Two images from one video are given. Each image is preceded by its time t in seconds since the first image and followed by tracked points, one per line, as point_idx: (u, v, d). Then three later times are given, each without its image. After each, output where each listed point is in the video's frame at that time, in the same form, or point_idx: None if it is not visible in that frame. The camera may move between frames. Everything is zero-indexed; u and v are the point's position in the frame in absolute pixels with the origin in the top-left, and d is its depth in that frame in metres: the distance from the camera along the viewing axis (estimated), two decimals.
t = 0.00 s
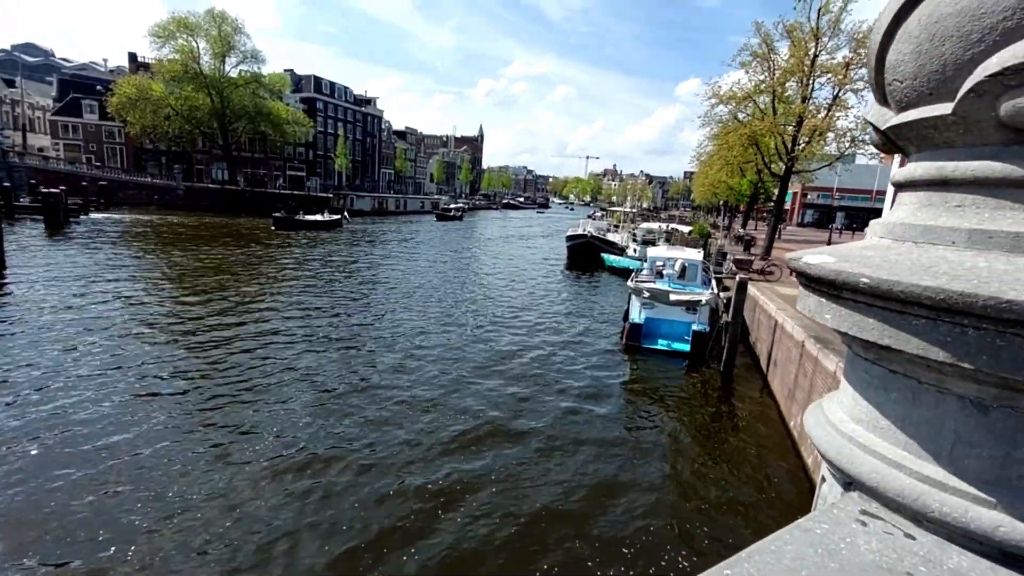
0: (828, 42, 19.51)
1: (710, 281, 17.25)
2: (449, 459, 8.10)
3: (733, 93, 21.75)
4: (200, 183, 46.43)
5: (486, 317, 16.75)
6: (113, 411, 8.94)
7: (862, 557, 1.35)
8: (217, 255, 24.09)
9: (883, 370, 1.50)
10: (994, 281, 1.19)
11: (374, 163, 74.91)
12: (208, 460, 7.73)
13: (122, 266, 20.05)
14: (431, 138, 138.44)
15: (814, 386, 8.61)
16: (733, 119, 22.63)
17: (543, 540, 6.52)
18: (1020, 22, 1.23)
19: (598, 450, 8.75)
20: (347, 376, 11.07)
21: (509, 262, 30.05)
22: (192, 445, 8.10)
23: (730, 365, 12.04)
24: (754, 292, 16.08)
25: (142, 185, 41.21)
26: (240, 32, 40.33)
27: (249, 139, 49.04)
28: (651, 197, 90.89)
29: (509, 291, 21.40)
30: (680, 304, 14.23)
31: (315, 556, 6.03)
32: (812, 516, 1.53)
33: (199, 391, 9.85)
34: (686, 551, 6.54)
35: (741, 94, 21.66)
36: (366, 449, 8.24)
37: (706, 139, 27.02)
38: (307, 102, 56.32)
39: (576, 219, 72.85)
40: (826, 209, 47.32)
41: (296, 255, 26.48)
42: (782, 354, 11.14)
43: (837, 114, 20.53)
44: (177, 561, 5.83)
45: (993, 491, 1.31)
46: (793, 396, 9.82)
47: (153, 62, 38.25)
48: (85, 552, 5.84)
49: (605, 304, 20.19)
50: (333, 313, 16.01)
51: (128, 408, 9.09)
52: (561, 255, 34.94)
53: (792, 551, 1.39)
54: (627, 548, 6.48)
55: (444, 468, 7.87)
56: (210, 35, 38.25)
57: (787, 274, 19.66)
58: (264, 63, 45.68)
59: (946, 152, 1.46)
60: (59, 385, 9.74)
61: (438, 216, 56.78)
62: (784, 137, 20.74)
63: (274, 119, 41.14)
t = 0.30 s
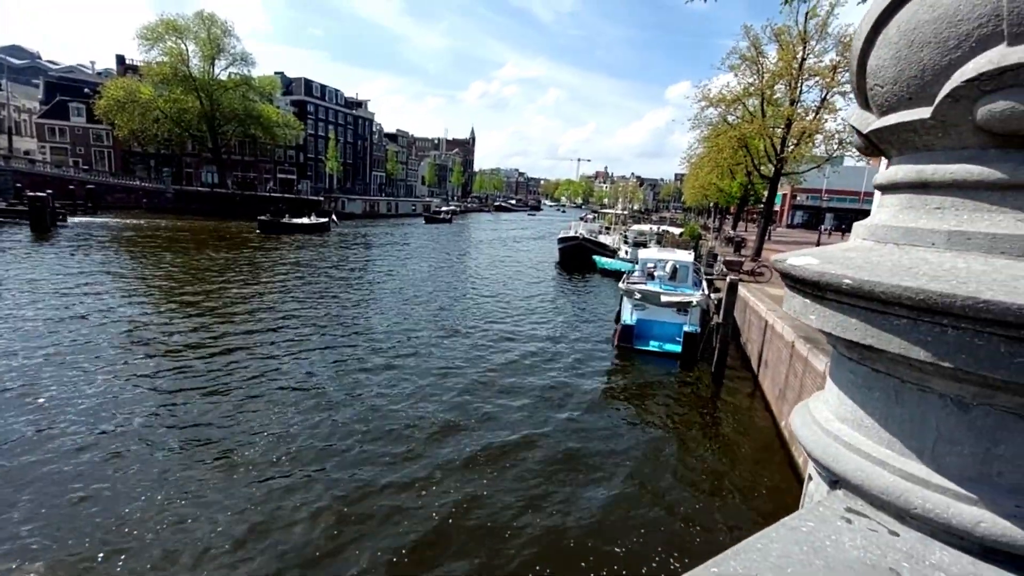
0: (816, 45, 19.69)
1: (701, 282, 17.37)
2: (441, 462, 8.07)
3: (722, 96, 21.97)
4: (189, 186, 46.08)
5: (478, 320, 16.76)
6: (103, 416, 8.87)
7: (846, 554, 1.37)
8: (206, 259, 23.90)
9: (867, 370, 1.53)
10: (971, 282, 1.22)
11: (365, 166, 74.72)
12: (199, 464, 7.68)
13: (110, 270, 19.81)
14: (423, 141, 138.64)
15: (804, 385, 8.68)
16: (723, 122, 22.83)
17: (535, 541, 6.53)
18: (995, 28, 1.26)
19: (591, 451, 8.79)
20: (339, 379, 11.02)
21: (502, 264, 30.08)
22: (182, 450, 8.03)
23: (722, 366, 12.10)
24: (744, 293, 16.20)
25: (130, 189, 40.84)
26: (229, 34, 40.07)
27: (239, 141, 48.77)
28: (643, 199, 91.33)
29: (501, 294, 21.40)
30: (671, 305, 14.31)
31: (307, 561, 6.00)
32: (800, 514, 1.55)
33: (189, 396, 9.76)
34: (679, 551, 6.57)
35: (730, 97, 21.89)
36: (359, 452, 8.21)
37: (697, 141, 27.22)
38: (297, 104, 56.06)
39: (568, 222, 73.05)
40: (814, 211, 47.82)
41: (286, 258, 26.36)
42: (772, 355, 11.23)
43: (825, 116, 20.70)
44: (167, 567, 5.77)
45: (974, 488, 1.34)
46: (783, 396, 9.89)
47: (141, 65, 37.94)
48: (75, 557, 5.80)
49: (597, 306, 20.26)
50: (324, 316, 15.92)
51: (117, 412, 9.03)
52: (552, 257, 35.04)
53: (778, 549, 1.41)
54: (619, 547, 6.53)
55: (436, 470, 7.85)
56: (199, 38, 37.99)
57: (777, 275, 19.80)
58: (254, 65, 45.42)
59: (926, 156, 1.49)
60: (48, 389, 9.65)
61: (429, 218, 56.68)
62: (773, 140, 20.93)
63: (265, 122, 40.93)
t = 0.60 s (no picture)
0: (807, 48, 19.85)
1: (695, 284, 17.45)
2: (436, 466, 8.05)
3: (715, 98, 22.12)
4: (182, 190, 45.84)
5: (473, 323, 16.73)
6: (94, 422, 8.78)
7: (837, 552, 1.39)
8: (200, 263, 23.75)
9: (857, 370, 1.55)
10: (955, 284, 1.24)
11: (360, 169, 74.59)
12: (192, 470, 7.63)
13: (102, 275, 19.64)
14: (418, 144, 138.73)
15: (798, 386, 8.72)
16: (716, 124, 22.98)
17: (530, 545, 6.51)
18: (977, 35, 1.29)
19: (586, 454, 8.78)
20: (334, 383, 10.98)
21: (497, 267, 30.09)
22: (176, 456, 7.97)
23: (716, 367, 12.15)
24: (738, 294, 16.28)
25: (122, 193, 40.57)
26: (222, 38, 39.94)
27: (232, 145, 48.59)
28: (637, 201, 91.77)
29: (496, 296, 21.40)
30: (666, 307, 14.37)
31: (301, 567, 5.95)
32: (790, 514, 1.56)
33: (183, 401, 9.70)
34: (674, 553, 6.57)
35: (723, 99, 22.03)
36: (354, 456, 8.16)
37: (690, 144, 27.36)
38: (291, 108, 55.91)
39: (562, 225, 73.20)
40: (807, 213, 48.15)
41: (280, 262, 26.26)
42: (766, 356, 11.28)
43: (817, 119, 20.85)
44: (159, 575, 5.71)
45: (961, 486, 1.36)
46: (778, 397, 9.93)
47: (134, 68, 37.76)
48: (65, 566, 5.74)
49: (592, 308, 20.30)
50: (319, 320, 15.86)
51: (109, 418, 8.95)
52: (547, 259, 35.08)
53: (770, 548, 1.42)
54: (614, 551, 6.51)
55: (431, 474, 7.82)
56: (192, 41, 37.84)
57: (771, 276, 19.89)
58: (248, 68, 45.34)
59: (912, 160, 1.51)
60: (39, 396, 9.56)
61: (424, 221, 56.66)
62: (766, 142, 21.08)
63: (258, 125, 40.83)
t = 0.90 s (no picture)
0: (799, 53, 19.99)
1: (690, 287, 17.50)
2: (432, 471, 8.01)
3: (709, 103, 22.26)
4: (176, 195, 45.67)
5: (469, 327, 16.71)
6: (87, 429, 8.69)
7: (831, 555, 1.40)
8: (195, 268, 23.67)
9: (850, 374, 1.56)
10: (946, 288, 1.26)
11: (355, 174, 74.55)
12: (186, 478, 7.56)
13: (96, 281, 19.55)
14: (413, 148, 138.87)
15: (793, 389, 8.74)
16: (710, 128, 23.11)
17: (528, 551, 6.47)
18: (963, 43, 1.31)
19: (584, 458, 8.76)
20: (329, 389, 10.93)
21: (492, 271, 30.10)
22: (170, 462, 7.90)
23: (712, 370, 12.17)
24: (733, 297, 16.34)
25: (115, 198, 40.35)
26: (217, 43, 39.87)
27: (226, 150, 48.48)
28: (632, 205, 92.12)
29: (491, 300, 21.40)
30: (662, 310, 14.39)
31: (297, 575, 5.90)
32: (785, 517, 1.57)
33: (179, 407, 9.66)
34: (671, 558, 6.55)
35: (716, 104, 22.17)
36: (349, 463, 8.11)
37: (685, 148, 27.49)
38: (286, 113, 55.88)
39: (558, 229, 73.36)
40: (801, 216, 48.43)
41: (275, 267, 26.18)
42: (762, 359, 11.31)
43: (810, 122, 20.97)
44: None
45: (953, 487, 1.37)
46: (773, 399, 9.95)
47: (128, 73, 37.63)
48: None
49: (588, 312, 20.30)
50: (316, 325, 15.83)
51: (101, 425, 8.85)
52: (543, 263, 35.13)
53: (765, 551, 1.43)
54: (611, 557, 6.48)
55: (428, 480, 7.78)
56: (186, 46, 37.76)
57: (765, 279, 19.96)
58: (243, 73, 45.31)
59: (902, 164, 1.53)
60: (31, 403, 9.46)
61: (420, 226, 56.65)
62: (759, 146, 21.21)
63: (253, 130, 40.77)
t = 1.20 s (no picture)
0: (795, 58, 20.08)
1: (687, 291, 17.54)
2: (430, 477, 7.97)
3: (705, 107, 22.39)
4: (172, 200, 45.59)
5: (466, 331, 16.70)
6: (82, 435, 8.64)
7: (831, 558, 1.40)
8: (191, 274, 23.54)
9: (847, 377, 1.57)
10: (944, 291, 1.26)
11: (352, 178, 74.60)
12: (182, 483, 7.51)
13: (92, 286, 19.50)
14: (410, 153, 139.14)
15: (791, 393, 8.74)
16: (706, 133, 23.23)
17: (526, 556, 6.45)
18: (958, 48, 1.32)
19: (582, 462, 8.75)
20: (326, 393, 10.91)
21: (490, 276, 30.14)
22: (165, 469, 7.83)
23: (709, 374, 12.17)
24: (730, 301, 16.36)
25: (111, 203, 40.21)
26: (214, 48, 39.83)
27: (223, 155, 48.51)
28: (628, 209, 92.43)
29: (488, 305, 21.43)
30: (659, 314, 14.43)
31: None
32: (783, 521, 1.57)
33: (174, 412, 9.62)
34: (669, 564, 6.52)
35: (712, 108, 22.29)
36: (347, 468, 8.07)
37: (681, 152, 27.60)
38: (283, 118, 55.83)
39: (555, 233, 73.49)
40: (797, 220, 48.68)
41: (271, 271, 26.17)
42: (759, 362, 11.33)
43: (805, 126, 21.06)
44: None
45: (953, 490, 1.37)
46: (771, 404, 9.96)
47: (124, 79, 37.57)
48: None
49: (585, 316, 20.33)
50: (313, 330, 15.76)
51: (97, 431, 8.81)
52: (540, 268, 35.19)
53: (765, 556, 1.43)
54: (609, 561, 6.46)
55: (426, 485, 7.75)
56: (183, 51, 37.72)
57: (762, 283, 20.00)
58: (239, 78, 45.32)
59: (899, 168, 1.54)
60: (26, 409, 9.40)
61: (417, 230, 56.67)
62: (755, 150, 21.29)
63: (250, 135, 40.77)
